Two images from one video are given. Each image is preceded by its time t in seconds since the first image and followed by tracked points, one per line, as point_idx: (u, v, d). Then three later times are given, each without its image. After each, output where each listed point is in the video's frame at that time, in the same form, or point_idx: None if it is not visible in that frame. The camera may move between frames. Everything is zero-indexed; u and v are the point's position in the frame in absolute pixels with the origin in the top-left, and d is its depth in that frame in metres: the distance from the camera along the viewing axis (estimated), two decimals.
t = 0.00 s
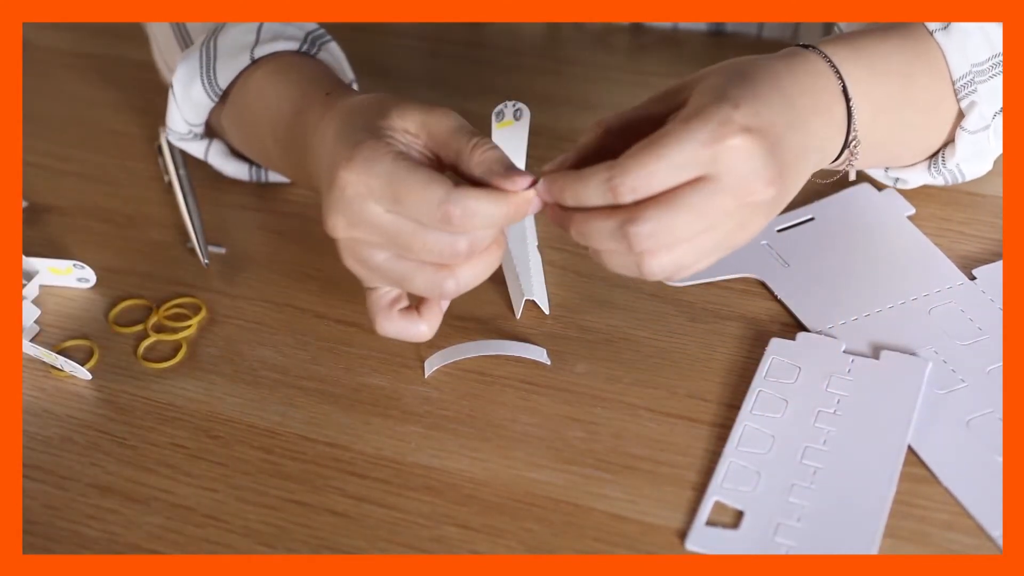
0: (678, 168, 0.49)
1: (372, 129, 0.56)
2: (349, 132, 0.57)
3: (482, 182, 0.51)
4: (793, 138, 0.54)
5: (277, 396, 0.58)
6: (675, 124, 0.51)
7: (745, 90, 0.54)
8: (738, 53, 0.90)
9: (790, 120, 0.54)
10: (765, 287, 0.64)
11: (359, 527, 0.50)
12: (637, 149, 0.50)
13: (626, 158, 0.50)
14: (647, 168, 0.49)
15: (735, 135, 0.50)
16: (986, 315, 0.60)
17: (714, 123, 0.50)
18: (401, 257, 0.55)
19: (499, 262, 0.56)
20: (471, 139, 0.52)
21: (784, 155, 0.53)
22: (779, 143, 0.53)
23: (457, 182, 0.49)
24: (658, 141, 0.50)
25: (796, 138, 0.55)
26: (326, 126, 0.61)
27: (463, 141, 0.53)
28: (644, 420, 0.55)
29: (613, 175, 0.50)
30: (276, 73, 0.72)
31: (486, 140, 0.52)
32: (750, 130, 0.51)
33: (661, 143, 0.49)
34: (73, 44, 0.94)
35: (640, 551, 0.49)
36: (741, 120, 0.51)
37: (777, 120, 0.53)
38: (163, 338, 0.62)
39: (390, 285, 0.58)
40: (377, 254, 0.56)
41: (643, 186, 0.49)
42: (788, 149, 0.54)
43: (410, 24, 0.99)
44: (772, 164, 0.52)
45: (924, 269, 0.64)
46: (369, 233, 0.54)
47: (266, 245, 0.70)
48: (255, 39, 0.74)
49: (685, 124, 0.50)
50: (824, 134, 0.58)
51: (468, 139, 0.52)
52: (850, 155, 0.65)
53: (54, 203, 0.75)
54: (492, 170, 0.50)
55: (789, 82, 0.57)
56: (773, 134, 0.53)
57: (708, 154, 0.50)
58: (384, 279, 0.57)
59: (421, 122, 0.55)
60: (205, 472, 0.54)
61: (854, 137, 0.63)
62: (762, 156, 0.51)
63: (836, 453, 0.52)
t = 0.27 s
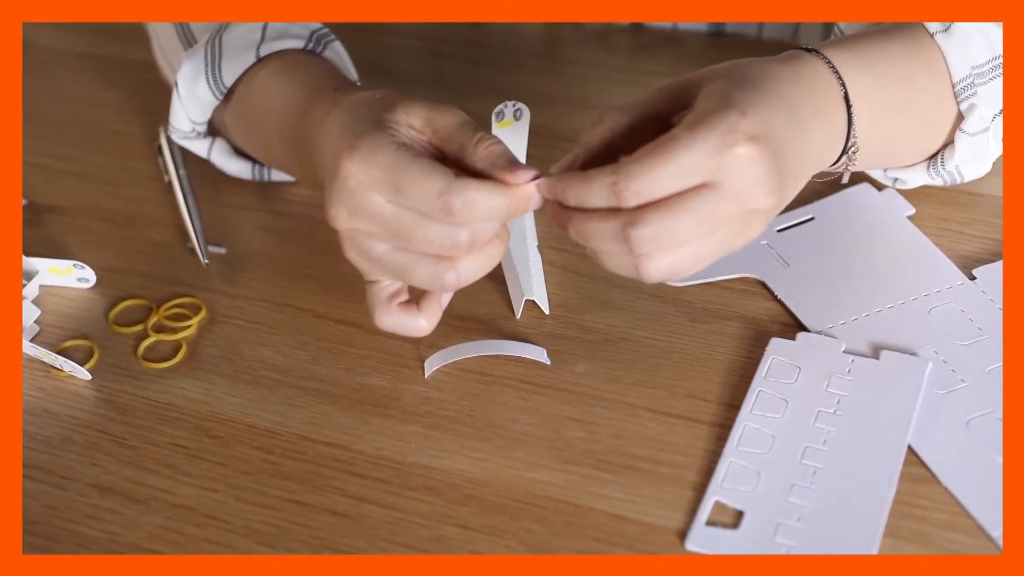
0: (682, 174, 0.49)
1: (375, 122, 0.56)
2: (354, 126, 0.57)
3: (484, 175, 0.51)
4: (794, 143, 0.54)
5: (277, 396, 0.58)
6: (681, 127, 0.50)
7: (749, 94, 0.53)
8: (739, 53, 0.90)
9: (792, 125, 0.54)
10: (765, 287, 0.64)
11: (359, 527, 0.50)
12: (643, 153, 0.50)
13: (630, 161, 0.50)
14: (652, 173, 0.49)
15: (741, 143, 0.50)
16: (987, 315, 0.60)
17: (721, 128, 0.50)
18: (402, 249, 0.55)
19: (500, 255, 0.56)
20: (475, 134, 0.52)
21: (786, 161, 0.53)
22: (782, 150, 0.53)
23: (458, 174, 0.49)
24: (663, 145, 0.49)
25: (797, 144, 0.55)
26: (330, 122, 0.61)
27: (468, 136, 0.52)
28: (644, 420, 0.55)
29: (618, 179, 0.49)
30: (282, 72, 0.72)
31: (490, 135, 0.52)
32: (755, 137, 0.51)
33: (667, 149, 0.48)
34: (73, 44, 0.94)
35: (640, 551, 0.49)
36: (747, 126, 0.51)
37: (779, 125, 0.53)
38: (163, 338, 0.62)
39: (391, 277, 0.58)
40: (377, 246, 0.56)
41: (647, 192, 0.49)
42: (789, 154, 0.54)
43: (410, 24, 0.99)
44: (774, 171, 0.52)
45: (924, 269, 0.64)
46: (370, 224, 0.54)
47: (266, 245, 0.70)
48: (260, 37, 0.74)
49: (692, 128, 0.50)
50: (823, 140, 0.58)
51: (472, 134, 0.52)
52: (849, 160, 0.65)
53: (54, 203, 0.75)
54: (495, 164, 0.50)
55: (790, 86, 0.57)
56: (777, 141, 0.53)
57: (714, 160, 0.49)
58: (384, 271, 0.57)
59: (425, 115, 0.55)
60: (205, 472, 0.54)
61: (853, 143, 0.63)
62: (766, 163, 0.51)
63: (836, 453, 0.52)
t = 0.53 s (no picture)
0: (684, 179, 0.49)
1: (374, 123, 0.56)
2: (354, 128, 0.57)
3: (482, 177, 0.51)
4: (792, 144, 0.54)
5: (277, 396, 0.58)
6: (680, 130, 0.50)
7: (746, 96, 0.53)
8: (739, 53, 0.90)
9: (789, 126, 0.55)
10: (765, 287, 0.64)
11: (359, 527, 0.50)
12: (645, 159, 0.49)
13: (632, 166, 0.49)
14: (654, 180, 0.49)
15: (740, 145, 0.50)
16: (986, 315, 0.60)
17: (721, 132, 0.49)
18: (397, 250, 0.55)
19: (496, 259, 0.56)
20: (473, 136, 0.52)
21: (784, 162, 0.53)
22: (780, 150, 0.53)
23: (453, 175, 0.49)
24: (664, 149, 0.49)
25: (794, 145, 0.55)
26: (330, 124, 0.61)
27: (466, 139, 0.53)
28: (644, 420, 0.55)
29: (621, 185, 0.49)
30: (283, 72, 0.72)
31: (489, 138, 0.52)
32: (754, 139, 0.51)
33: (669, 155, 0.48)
34: (73, 44, 0.94)
35: (640, 551, 0.49)
36: (746, 128, 0.51)
37: (777, 126, 0.53)
38: (163, 338, 0.62)
39: (387, 277, 0.58)
40: (373, 246, 0.56)
41: (648, 197, 0.49)
42: (787, 155, 0.54)
43: (410, 24, 0.99)
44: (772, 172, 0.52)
45: (924, 269, 0.64)
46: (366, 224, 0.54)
47: (266, 245, 0.70)
48: (260, 38, 0.74)
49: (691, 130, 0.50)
50: (820, 142, 0.58)
51: (473, 138, 0.52)
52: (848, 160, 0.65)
53: (54, 204, 0.75)
54: (492, 167, 0.50)
55: (787, 86, 0.57)
56: (775, 142, 0.53)
57: (714, 163, 0.49)
58: (381, 271, 0.57)
59: (424, 117, 0.55)
60: (206, 472, 0.54)
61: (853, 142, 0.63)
62: (765, 165, 0.51)
63: (836, 453, 0.52)
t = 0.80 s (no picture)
0: (681, 175, 0.49)
1: (385, 118, 0.56)
2: (365, 119, 0.57)
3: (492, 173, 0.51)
4: (786, 136, 0.54)
5: (277, 396, 0.58)
6: (671, 128, 0.50)
7: (737, 91, 0.53)
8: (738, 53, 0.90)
9: (782, 119, 0.54)
10: (765, 288, 0.64)
11: (359, 527, 0.50)
12: (640, 161, 0.49)
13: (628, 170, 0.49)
14: (652, 178, 0.49)
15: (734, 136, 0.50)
16: (987, 315, 0.60)
17: (713, 126, 0.49)
18: (403, 243, 0.55)
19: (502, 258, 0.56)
20: (484, 135, 0.53)
21: (779, 153, 0.53)
22: (774, 140, 0.53)
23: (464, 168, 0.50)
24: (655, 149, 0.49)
25: (789, 136, 0.55)
26: (339, 121, 0.61)
27: (478, 138, 0.53)
28: (644, 420, 0.55)
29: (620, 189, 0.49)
30: (290, 71, 0.72)
31: (500, 138, 0.53)
32: (748, 130, 0.51)
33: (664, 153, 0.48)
34: (73, 43, 0.94)
35: (640, 551, 0.49)
36: (737, 122, 0.51)
37: (769, 117, 0.53)
38: (163, 338, 0.62)
39: (391, 271, 0.57)
40: (378, 239, 0.55)
41: (648, 198, 0.49)
42: (783, 145, 0.54)
43: (410, 23, 0.99)
44: (769, 163, 0.52)
45: (924, 269, 0.64)
46: (373, 216, 0.54)
47: (266, 245, 0.70)
48: (269, 37, 0.74)
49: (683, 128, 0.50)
50: (812, 137, 0.58)
51: (484, 136, 0.53)
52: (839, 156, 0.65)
53: (54, 204, 0.75)
54: (503, 164, 0.51)
55: (776, 80, 0.57)
56: (769, 133, 0.52)
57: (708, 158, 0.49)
58: (385, 265, 0.57)
59: (435, 113, 0.55)
60: (206, 472, 0.54)
61: (842, 137, 0.63)
62: (760, 156, 0.51)
63: (836, 453, 0.52)
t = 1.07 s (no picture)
0: (668, 159, 0.49)
1: (383, 132, 0.57)
2: (364, 132, 0.58)
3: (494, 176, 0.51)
4: (768, 122, 0.55)
5: (277, 396, 0.58)
6: (652, 119, 0.51)
7: (718, 81, 0.54)
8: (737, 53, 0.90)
9: (764, 107, 0.55)
10: (765, 288, 0.64)
11: (359, 527, 0.50)
12: (626, 148, 0.49)
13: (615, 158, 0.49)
14: (640, 162, 0.48)
15: (714, 119, 0.51)
16: (987, 315, 0.60)
17: (693, 110, 0.51)
18: (419, 260, 0.55)
19: (519, 257, 0.56)
20: (479, 133, 0.52)
21: (762, 138, 0.54)
22: (756, 125, 0.54)
23: (467, 184, 0.50)
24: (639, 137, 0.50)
25: (772, 122, 0.55)
26: (341, 124, 0.62)
27: (473, 135, 0.52)
28: (644, 420, 0.55)
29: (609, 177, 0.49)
30: (291, 72, 0.73)
31: (493, 131, 0.52)
32: (728, 114, 0.52)
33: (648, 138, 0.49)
34: (73, 43, 0.94)
35: (640, 551, 0.49)
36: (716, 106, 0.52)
37: (748, 105, 0.54)
38: (163, 338, 0.62)
39: (409, 285, 0.58)
40: (396, 259, 0.56)
41: (638, 183, 0.49)
42: (765, 131, 0.54)
43: (410, 23, 0.99)
44: (752, 147, 0.52)
45: (923, 269, 0.64)
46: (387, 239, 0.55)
47: (266, 245, 0.70)
48: (264, 39, 0.75)
49: (664, 116, 0.51)
50: (799, 127, 0.58)
51: (477, 134, 0.52)
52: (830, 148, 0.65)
53: (54, 204, 0.75)
54: (500, 162, 0.50)
55: (760, 70, 0.58)
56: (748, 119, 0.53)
57: (692, 138, 0.50)
58: (404, 280, 0.58)
59: (428, 119, 0.55)
60: (206, 472, 0.54)
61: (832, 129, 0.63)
62: (741, 137, 0.52)
63: (836, 453, 0.52)
